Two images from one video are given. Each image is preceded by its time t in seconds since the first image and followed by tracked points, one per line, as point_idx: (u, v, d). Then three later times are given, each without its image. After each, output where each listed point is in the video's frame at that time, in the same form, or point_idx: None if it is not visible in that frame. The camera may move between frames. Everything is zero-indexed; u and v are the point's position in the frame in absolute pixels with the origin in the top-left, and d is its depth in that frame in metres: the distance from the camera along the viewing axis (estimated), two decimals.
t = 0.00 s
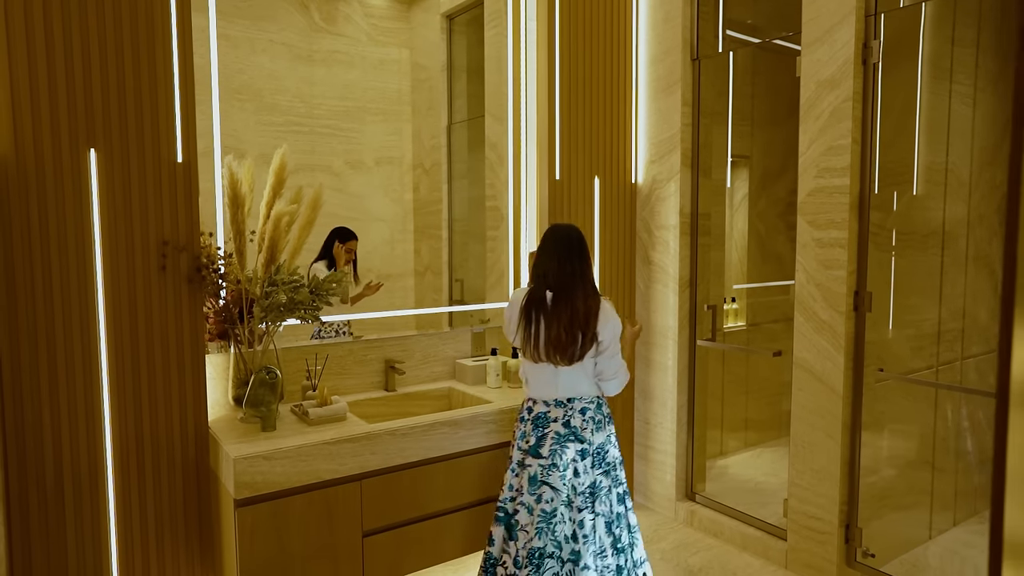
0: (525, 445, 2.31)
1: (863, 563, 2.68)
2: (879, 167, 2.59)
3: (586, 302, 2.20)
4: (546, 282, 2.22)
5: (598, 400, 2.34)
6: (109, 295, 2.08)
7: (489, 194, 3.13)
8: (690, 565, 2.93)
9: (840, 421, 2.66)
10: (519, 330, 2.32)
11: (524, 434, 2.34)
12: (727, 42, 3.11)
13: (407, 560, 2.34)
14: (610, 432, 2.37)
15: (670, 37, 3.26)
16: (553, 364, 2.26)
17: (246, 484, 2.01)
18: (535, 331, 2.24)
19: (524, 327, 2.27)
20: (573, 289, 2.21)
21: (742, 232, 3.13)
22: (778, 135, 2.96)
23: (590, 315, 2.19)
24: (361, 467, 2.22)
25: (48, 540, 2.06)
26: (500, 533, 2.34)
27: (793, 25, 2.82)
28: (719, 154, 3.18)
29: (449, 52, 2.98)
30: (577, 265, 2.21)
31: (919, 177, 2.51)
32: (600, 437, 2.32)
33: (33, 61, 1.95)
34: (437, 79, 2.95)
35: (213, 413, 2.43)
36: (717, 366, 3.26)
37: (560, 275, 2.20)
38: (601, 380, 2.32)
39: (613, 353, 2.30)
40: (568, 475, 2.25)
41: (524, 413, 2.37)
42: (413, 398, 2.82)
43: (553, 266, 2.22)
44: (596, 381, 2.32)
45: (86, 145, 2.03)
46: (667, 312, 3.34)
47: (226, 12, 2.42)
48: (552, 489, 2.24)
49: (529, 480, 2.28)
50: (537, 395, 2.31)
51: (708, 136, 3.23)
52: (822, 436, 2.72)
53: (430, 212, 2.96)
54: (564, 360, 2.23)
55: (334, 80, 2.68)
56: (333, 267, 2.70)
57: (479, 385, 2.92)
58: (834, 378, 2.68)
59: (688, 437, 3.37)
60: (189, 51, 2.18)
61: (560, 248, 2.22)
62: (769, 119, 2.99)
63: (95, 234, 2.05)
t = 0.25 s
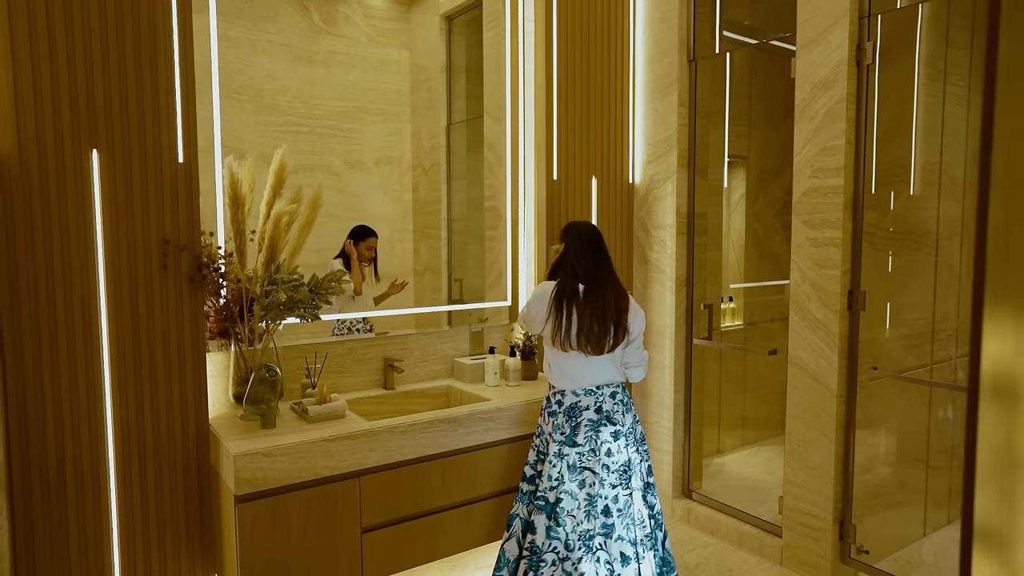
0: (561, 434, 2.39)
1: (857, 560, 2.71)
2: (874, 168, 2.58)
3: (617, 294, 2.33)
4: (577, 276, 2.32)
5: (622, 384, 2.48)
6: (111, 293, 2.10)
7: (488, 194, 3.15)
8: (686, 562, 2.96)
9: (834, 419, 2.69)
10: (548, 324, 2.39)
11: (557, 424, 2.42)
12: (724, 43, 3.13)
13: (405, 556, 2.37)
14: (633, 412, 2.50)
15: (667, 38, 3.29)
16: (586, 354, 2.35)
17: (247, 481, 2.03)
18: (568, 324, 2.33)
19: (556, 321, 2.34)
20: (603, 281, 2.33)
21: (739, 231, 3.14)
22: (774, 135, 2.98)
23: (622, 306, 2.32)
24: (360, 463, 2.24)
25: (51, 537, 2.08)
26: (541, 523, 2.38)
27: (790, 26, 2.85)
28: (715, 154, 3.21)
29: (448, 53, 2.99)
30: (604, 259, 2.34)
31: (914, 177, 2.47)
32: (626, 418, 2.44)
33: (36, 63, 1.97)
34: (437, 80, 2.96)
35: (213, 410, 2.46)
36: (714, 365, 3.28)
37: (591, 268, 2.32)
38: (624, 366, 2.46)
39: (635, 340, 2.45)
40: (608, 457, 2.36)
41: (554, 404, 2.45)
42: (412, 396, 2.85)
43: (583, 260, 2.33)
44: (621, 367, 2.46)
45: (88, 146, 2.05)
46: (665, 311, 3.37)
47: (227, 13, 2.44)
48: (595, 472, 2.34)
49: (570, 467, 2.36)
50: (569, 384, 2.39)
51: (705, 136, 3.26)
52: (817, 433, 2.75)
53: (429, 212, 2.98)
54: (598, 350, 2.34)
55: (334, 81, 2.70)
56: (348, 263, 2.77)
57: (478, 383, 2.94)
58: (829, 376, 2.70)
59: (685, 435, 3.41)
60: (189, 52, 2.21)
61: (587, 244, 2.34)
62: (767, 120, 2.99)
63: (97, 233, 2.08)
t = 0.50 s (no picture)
0: (572, 425, 2.47)
1: (850, 556, 2.74)
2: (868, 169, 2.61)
3: (631, 289, 2.46)
4: (595, 272, 2.42)
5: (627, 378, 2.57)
6: (115, 293, 2.14)
7: (487, 195, 3.18)
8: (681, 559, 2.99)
9: (828, 417, 2.71)
10: (565, 317, 2.46)
11: (566, 415, 2.49)
12: (720, 45, 3.17)
13: (404, 553, 2.40)
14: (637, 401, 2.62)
15: (663, 41, 3.32)
16: (602, 345, 2.44)
17: (248, 478, 2.07)
18: (588, 317, 2.41)
19: (575, 314, 2.42)
20: (618, 278, 2.45)
21: (736, 232, 3.19)
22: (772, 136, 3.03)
23: (637, 300, 2.45)
24: (359, 461, 2.27)
25: (55, 533, 2.11)
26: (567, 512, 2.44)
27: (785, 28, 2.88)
28: (712, 155, 3.24)
29: (447, 54, 3.02)
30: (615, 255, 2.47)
31: (911, 178, 2.49)
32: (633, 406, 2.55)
33: (41, 66, 2.01)
34: (436, 81, 2.99)
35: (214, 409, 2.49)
36: (711, 364, 3.31)
37: (608, 265, 2.44)
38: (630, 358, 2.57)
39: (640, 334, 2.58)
40: (620, 442, 2.46)
41: (563, 394, 2.52)
42: (410, 395, 2.88)
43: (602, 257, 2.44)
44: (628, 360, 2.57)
45: (92, 148, 2.09)
46: (661, 311, 3.40)
47: (228, 16, 2.48)
48: (609, 457, 2.44)
49: (586, 455, 2.44)
50: (584, 373, 2.46)
51: (701, 137, 3.29)
52: (811, 432, 2.78)
53: (429, 213, 3.01)
54: (614, 342, 2.44)
55: (334, 83, 2.73)
56: (366, 266, 2.84)
57: (476, 382, 2.98)
58: (822, 375, 2.73)
59: (681, 433, 3.43)
60: (191, 56, 2.24)
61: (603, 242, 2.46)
62: (763, 120, 3.06)
63: (101, 234, 2.11)
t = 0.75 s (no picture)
0: (576, 417, 2.50)
1: (843, 551, 2.78)
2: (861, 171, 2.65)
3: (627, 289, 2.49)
4: (591, 275, 2.46)
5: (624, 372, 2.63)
6: (119, 292, 2.18)
7: (487, 195, 3.22)
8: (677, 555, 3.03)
9: (821, 415, 2.75)
10: (565, 319, 2.50)
11: (569, 408, 2.53)
12: (717, 47, 3.20)
13: (403, 548, 2.44)
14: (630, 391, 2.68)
15: (659, 43, 3.35)
16: (601, 344, 2.49)
17: (250, 473, 2.10)
18: (587, 319, 2.45)
19: (574, 317, 2.46)
20: (614, 278, 2.49)
21: (732, 232, 3.24)
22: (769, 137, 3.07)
23: (633, 300, 2.48)
24: (359, 457, 2.31)
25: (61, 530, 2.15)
26: (578, 501, 2.48)
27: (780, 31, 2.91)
28: (708, 156, 3.28)
29: (447, 56, 3.06)
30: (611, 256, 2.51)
31: (908, 178, 2.52)
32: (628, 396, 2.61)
33: (48, 69, 2.04)
34: (435, 83, 3.03)
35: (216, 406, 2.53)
36: (707, 363, 3.35)
37: (602, 267, 2.47)
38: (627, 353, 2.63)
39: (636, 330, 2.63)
40: (624, 429, 2.52)
41: (564, 386, 2.56)
42: (409, 393, 2.91)
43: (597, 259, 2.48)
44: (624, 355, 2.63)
45: (97, 149, 2.13)
46: (658, 310, 3.44)
47: (230, 18, 2.51)
48: (616, 446, 2.49)
49: (592, 446, 2.48)
50: (583, 369, 2.52)
51: (697, 138, 3.33)
52: (804, 429, 2.81)
53: (428, 213, 3.05)
54: (611, 341, 2.49)
55: (334, 84, 2.77)
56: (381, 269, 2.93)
57: (474, 380, 3.01)
58: (816, 373, 2.77)
59: (678, 430, 3.45)
60: (194, 58, 2.28)
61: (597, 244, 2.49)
62: (759, 122, 3.11)
63: (106, 234, 2.15)
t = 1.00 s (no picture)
0: (570, 400, 2.56)
1: (838, 547, 2.81)
2: (855, 171, 2.68)
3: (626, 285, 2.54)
4: (589, 271, 2.50)
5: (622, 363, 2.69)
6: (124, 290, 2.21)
7: (486, 195, 3.26)
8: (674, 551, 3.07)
9: (816, 411, 2.79)
10: (566, 315, 2.54)
11: (564, 390, 2.60)
12: (714, 48, 3.23)
13: (403, 543, 2.47)
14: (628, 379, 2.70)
15: (657, 45, 3.39)
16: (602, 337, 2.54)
17: (253, 468, 2.14)
18: (587, 313, 2.49)
19: (574, 311, 2.50)
20: (611, 273, 2.54)
21: (730, 232, 3.30)
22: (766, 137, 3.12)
23: (631, 292, 2.53)
24: (359, 453, 2.35)
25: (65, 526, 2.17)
26: (565, 479, 2.55)
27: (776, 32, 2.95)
28: (705, 156, 3.32)
29: (446, 57, 3.10)
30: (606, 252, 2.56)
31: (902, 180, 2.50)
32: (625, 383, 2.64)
33: (53, 71, 2.07)
34: (435, 83, 3.07)
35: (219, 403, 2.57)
36: (705, 360, 3.40)
37: (600, 262, 2.51)
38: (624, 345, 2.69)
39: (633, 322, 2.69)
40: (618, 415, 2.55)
41: (561, 372, 2.62)
42: (409, 390, 2.95)
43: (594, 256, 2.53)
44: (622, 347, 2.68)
45: (102, 150, 2.16)
46: (655, 309, 3.48)
47: (233, 19, 2.55)
48: (607, 430, 2.52)
49: (582, 428, 2.52)
50: (585, 359, 2.55)
51: (695, 138, 3.36)
52: (799, 425, 2.85)
53: (428, 212, 3.09)
54: (610, 333, 2.53)
55: (335, 85, 2.81)
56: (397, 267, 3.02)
57: (474, 377, 3.05)
58: (811, 371, 2.80)
59: (675, 428, 3.49)
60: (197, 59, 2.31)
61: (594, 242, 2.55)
62: (757, 123, 3.16)
63: (110, 233, 2.18)
